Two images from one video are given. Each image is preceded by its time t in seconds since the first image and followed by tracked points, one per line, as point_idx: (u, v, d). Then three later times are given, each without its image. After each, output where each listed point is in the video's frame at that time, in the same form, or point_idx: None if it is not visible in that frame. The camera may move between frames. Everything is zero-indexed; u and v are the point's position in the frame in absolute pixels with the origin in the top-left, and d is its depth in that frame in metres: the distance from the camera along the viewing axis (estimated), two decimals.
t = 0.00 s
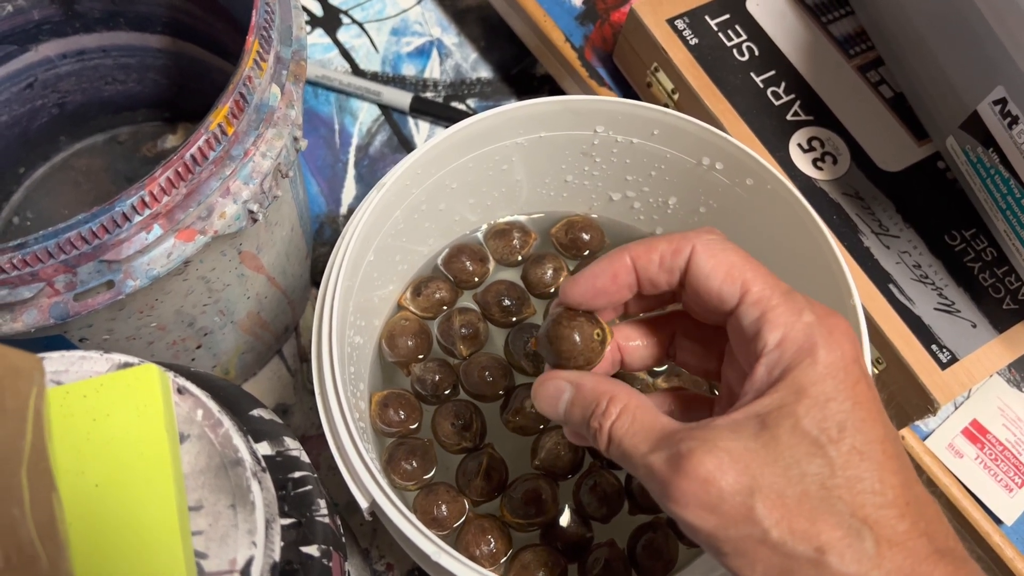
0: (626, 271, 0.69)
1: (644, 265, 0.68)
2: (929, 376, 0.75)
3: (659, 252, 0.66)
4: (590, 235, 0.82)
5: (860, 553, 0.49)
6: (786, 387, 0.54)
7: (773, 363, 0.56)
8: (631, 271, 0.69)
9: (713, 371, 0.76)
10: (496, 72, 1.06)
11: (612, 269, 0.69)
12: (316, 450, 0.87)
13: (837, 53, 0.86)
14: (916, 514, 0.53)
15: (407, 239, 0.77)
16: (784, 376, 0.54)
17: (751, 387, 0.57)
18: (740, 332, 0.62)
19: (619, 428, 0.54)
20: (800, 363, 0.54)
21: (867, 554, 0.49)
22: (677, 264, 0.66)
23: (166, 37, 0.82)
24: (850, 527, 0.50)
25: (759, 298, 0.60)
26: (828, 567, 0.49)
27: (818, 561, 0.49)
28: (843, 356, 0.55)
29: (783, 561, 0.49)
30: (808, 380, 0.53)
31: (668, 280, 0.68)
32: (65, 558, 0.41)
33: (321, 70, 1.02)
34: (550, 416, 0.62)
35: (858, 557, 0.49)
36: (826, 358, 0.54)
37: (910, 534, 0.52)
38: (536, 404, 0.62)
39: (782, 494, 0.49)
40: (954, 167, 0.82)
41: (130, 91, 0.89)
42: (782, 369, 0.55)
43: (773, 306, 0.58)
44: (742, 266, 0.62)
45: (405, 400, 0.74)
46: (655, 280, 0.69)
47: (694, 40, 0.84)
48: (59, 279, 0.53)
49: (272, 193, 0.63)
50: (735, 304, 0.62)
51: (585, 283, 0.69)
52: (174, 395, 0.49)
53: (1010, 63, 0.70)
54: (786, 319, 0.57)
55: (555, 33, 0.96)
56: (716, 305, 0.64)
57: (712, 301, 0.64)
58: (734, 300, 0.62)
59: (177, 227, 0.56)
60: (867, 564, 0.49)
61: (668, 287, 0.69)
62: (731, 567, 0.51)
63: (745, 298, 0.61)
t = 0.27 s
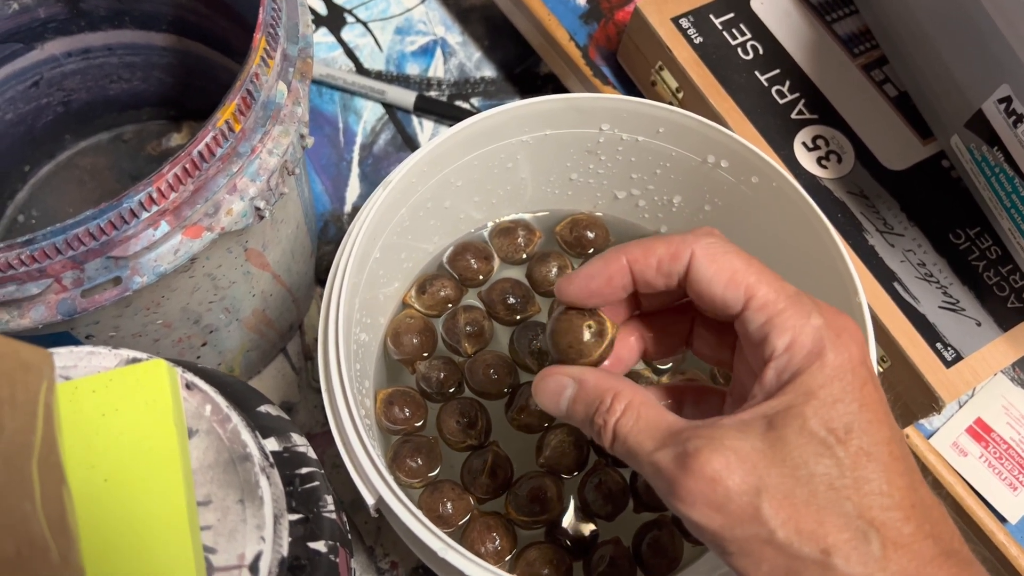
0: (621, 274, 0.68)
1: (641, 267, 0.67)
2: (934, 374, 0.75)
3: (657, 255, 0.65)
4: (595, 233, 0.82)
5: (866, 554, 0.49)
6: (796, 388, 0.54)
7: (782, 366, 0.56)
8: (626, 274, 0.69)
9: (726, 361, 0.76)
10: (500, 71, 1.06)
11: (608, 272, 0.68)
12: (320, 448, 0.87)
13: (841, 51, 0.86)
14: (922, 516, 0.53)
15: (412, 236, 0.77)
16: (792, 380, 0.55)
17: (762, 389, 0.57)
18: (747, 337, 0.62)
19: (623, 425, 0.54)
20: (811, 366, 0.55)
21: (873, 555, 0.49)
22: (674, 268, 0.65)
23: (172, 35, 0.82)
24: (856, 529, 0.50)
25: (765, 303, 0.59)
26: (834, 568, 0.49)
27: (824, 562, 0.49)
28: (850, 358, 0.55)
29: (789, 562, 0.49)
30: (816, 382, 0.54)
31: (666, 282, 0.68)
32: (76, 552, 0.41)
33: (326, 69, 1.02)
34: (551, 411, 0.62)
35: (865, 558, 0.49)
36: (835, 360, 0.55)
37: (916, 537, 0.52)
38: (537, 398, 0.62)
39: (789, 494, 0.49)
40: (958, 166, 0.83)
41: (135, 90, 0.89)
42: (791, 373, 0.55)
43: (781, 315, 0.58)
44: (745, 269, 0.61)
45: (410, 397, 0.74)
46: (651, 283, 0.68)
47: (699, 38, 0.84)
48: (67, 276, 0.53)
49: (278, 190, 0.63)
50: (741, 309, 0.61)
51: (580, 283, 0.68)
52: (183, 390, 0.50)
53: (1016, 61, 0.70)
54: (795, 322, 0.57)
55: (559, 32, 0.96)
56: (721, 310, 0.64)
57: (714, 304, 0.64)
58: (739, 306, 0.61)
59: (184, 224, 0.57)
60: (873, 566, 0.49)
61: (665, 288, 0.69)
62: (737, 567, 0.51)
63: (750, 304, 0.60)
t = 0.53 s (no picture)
0: (621, 276, 0.68)
1: (641, 270, 0.67)
2: (937, 372, 0.76)
3: (657, 258, 0.65)
4: (599, 232, 0.82)
5: (870, 550, 0.50)
6: (799, 385, 0.54)
7: (786, 362, 0.56)
8: (626, 276, 0.69)
9: (729, 365, 0.76)
10: (504, 70, 1.07)
11: (607, 274, 0.68)
12: (325, 446, 0.87)
13: (845, 51, 0.86)
14: (925, 511, 0.53)
15: (417, 235, 0.77)
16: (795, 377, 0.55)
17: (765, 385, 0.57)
18: (750, 335, 0.61)
19: (629, 423, 0.54)
20: (814, 362, 0.55)
21: (877, 551, 0.50)
22: (675, 271, 0.65)
23: (177, 35, 0.82)
24: (860, 524, 0.50)
25: (767, 302, 0.59)
26: (838, 564, 0.49)
27: (827, 558, 0.49)
28: (854, 354, 0.55)
29: (793, 557, 0.49)
30: (819, 378, 0.54)
31: (666, 285, 0.67)
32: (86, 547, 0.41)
33: (330, 68, 1.02)
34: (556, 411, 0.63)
35: (869, 553, 0.50)
36: (838, 356, 0.55)
37: (920, 532, 0.52)
38: (543, 398, 0.62)
39: (794, 490, 0.49)
40: (961, 165, 0.83)
41: (140, 89, 0.89)
42: (795, 370, 0.55)
43: (784, 314, 0.58)
44: (746, 272, 0.61)
45: (415, 395, 0.74)
46: (652, 286, 0.68)
47: (702, 38, 0.85)
48: (74, 272, 0.53)
49: (284, 188, 0.63)
50: (743, 309, 0.61)
51: (579, 285, 0.68)
52: (192, 386, 0.50)
53: (1020, 59, 0.70)
54: (799, 319, 0.57)
55: (563, 32, 0.96)
56: (723, 311, 0.63)
57: (716, 306, 0.63)
58: (742, 306, 0.61)
59: (191, 221, 0.57)
60: (877, 561, 0.50)
61: (665, 291, 0.69)
62: (742, 563, 0.51)
63: (752, 303, 0.60)
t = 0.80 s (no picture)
0: (622, 277, 0.69)
1: (643, 271, 0.68)
2: (940, 370, 0.76)
3: (659, 259, 0.65)
4: (602, 231, 0.83)
5: (875, 545, 0.50)
6: (805, 380, 0.54)
7: (790, 359, 0.56)
8: (628, 277, 0.69)
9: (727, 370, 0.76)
10: (506, 70, 1.07)
11: (608, 274, 0.69)
12: (329, 444, 0.87)
13: (847, 50, 0.86)
14: (930, 507, 0.53)
15: (420, 234, 0.77)
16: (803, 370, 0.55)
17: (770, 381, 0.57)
18: (754, 333, 0.61)
19: (633, 420, 0.54)
20: (817, 358, 0.55)
21: (882, 546, 0.50)
22: (677, 272, 0.66)
23: (181, 34, 0.82)
24: (865, 519, 0.50)
25: (770, 300, 0.59)
26: (843, 558, 0.49)
27: (833, 553, 0.49)
28: (858, 349, 0.55)
29: (798, 552, 0.49)
30: (824, 373, 0.54)
31: (668, 286, 0.68)
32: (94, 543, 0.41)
33: (333, 68, 1.02)
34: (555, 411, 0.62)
35: (874, 548, 0.50)
36: (842, 352, 0.55)
37: (926, 527, 0.52)
38: (541, 399, 0.61)
39: (799, 485, 0.49)
40: (963, 164, 0.83)
41: (144, 88, 0.89)
42: (800, 366, 0.55)
43: (786, 312, 0.58)
44: (747, 271, 0.61)
45: (417, 394, 0.75)
46: (654, 287, 0.68)
47: (705, 37, 0.85)
48: (79, 270, 0.53)
49: (289, 186, 0.64)
50: (746, 308, 0.61)
51: (580, 284, 0.69)
52: (197, 383, 0.50)
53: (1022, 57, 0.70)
54: (802, 316, 0.57)
55: (566, 32, 0.96)
56: (726, 310, 0.63)
57: (719, 307, 0.63)
58: (745, 305, 0.61)
59: (196, 219, 0.57)
60: (882, 556, 0.50)
61: (667, 293, 0.69)
62: (748, 558, 0.51)
63: (755, 302, 0.60)
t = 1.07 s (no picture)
0: (608, 287, 0.68)
1: (630, 282, 0.67)
2: (943, 371, 0.76)
3: (647, 271, 0.65)
4: (605, 231, 0.82)
5: (875, 545, 0.50)
6: (801, 381, 0.54)
7: (787, 364, 0.56)
8: (614, 287, 0.68)
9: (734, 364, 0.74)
10: (508, 70, 1.07)
11: (594, 284, 0.68)
12: (331, 444, 0.87)
13: (850, 50, 0.86)
14: (930, 507, 0.53)
15: (423, 233, 0.77)
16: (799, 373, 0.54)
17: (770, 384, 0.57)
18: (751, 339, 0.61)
19: (631, 423, 0.54)
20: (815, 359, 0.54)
21: (882, 546, 0.50)
22: (664, 285, 0.65)
23: (182, 34, 0.82)
24: (865, 520, 0.50)
25: (763, 307, 0.59)
26: (842, 560, 0.49)
27: (832, 555, 0.49)
28: (855, 349, 0.55)
29: (798, 555, 0.49)
30: (821, 373, 0.54)
31: (655, 298, 0.67)
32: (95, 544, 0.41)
33: (335, 68, 1.02)
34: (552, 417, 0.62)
35: (873, 550, 0.50)
36: (843, 353, 0.55)
37: (925, 528, 0.52)
38: (537, 404, 0.61)
39: (798, 487, 0.49)
40: (967, 164, 0.83)
41: (145, 88, 0.89)
42: (796, 371, 0.55)
43: (781, 317, 0.57)
44: (737, 281, 0.60)
45: (420, 394, 0.74)
46: (640, 299, 0.68)
47: (708, 37, 0.85)
48: (83, 270, 0.53)
49: (292, 186, 0.63)
50: (740, 317, 0.60)
51: (568, 287, 0.69)
52: (201, 383, 0.50)
53: None
54: (799, 319, 0.57)
55: (568, 32, 0.96)
56: (720, 321, 0.62)
57: (712, 318, 0.62)
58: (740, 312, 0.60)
59: (199, 219, 0.57)
60: (882, 557, 0.50)
61: (653, 305, 0.68)
62: (747, 561, 0.51)
63: (749, 310, 0.59)
